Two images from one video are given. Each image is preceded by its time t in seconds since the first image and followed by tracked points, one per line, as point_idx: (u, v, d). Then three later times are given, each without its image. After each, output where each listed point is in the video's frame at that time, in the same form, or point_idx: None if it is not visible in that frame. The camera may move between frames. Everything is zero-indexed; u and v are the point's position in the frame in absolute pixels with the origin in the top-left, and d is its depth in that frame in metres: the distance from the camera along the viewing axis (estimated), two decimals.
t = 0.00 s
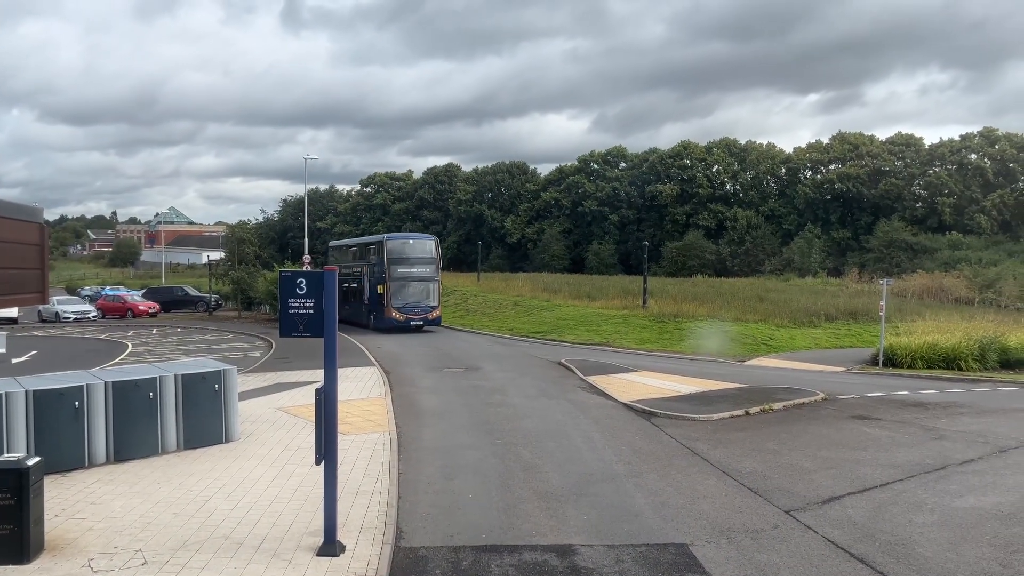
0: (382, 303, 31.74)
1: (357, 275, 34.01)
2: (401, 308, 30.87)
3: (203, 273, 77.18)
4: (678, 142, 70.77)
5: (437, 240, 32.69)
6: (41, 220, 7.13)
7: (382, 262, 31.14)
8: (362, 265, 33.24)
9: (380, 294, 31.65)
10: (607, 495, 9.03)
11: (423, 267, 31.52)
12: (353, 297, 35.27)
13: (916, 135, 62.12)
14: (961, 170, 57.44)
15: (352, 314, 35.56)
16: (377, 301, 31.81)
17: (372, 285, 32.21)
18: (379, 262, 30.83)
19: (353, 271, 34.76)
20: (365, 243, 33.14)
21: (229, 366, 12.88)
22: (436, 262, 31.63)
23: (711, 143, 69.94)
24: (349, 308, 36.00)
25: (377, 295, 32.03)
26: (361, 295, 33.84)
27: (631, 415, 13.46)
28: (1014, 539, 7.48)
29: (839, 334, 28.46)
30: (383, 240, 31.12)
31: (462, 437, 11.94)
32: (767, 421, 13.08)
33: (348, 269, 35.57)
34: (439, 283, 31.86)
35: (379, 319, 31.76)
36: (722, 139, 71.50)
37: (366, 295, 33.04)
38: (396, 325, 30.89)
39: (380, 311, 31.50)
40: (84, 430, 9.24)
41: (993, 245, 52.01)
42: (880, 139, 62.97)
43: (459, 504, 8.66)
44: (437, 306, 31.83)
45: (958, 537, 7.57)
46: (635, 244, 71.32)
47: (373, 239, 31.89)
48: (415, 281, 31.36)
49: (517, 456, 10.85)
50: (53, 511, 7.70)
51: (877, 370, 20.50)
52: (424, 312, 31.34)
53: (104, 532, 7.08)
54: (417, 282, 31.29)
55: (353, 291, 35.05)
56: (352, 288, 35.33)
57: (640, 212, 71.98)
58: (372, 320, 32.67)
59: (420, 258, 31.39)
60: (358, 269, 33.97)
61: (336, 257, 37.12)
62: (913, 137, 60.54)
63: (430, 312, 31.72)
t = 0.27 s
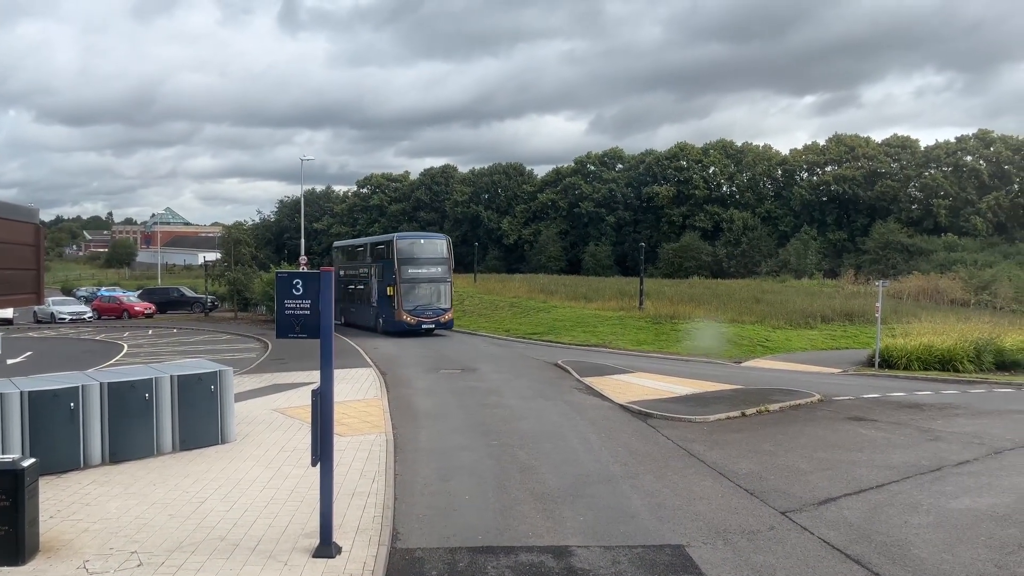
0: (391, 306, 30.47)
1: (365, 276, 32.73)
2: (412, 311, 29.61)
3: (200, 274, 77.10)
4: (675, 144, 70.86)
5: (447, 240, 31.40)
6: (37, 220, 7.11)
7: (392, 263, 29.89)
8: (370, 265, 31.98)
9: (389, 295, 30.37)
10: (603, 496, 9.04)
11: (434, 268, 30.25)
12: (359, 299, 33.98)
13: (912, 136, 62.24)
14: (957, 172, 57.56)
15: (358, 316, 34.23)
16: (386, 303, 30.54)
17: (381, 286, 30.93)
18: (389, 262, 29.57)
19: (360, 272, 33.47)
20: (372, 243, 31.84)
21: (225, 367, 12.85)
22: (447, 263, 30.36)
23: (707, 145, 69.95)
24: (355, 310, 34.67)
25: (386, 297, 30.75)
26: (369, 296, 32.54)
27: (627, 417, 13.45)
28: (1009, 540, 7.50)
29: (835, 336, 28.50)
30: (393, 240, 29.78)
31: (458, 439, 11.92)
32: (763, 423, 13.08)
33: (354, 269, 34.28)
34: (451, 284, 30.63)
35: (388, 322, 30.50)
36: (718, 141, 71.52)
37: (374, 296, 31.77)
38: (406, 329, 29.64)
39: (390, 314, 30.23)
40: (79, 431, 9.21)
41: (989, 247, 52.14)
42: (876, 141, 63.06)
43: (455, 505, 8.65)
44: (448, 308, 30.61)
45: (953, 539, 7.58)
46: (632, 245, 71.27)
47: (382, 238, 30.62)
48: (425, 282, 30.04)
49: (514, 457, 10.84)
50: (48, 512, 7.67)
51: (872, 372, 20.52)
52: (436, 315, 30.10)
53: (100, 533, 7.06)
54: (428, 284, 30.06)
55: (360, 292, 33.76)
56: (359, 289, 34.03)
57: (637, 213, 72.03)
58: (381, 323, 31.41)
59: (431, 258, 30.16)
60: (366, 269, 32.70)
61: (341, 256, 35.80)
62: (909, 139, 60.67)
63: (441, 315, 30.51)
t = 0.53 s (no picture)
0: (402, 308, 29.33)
1: (374, 277, 31.55)
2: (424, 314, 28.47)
3: (195, 275, 76.94)
4: (671, 145, 70.99)
5: (460, 239, 30.16)
6: (31, 221, 7.09)
7: (403, 263, 28.73)
8: (380, 265, 30.79)
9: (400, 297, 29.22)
10: (599, 497, 9.03)
11: (446, 269, 29.05)
12: (367, 300, 32.84)
13: (907, 137, 62.39)
14: (951, 173, 57.71)
15: (365, 318, 33.07)
16: (396, 305, 29.39)
17: (391, 287, 29.75)
18: (401, 263, 28.41)
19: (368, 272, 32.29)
20: (381, 241, 30.55)
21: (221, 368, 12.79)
22: (461, 263, 29.17)
23: (703, 146, 70.03)
24: (361, 311, 33.54)
25: (396, 299, 29.55)
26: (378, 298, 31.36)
27: (623, 417, 13.46)
28: (1004, 540, 7.52)
29: (831, 336, 28.56)
30: (405, 239, 28.55)
31: (454, 439, 11.91)
32: (759, 423, 13.09)
33: (362, 269, 33.07)
34: (464, 286, 29.50)
35: (398, 325, 29.34)
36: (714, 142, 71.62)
37: (383, 298, 30.62)
38: (418, 332, 28.52)
39: (400, 316, 29.09)
40: (74, 432, 9.18)
41: (983, 248, 52.32)
42: (871, 142, 63.21)
43: (451, 506, 8.64)
44: (461, 311, 29.51)
45: (949, 539, 7.60)
46: (628, 245, 71.34)
47: (393, 238, 29.44)
48: (438, 284, 28.86)
49: (510, 457, 10.85)
50: (43, 513, 7.65)
51: (868, 372, 20.57)
52: (449, 317, 29.00)
53: (94, 535, 7.03)
54: (441, 285, 28.92)
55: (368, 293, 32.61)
56: (366, 291, 32.85)
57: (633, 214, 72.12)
58: (390, 326, 30.27)
59: (444, 259, 29.00)
60: (374, 270, 31.52)
61: (348, 256, 34.60)
62: (904, 140, 60.84)
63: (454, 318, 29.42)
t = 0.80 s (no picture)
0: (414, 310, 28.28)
1: (382, 277, 30.50)
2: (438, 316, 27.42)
3: (189, 276, 76.74)
4: (665, 145, 71.10)
5: (473, 238, 29.11)
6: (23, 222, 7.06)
7: (415, 264, 27.67)
8: (389, 266, 29.70)
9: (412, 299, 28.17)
10: (594, 497, 9.04)
11: (460, 269, 27.99)
12: (373, 302, 31.78)
13: (900, 138, 62.59)
14: (945, 173, 57.91)
15: (372, 320, 31.97)
16: (408, 307, 28.33)
17: (401, 289, 28.70)
18: (413, 264, 27.35)
19: (376, 273, 31.19)
20: (391, 241, 29.47)
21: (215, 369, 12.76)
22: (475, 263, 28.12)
23: (698, 147, 70.11)
24: (367, 313, 32.53)
25: (407, 300, 28.49)
26: (387, 299, 30.26)
27: (617, 418, 13.47)
28: (998, 539, 7.55)
29: (825, 336, 28.64)
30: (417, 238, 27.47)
31: (449, 440, 11.91)
32: (753, 423, 13.12)
33: (369, 270, 31.98)
34: (478, 287, 28.49)
35: (409, 328, 28.31)
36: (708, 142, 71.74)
37: (394, 299, 29.57)
38: (432, 335, 27.51)
39: (413, 319, 28.07)
40: (67, 434, 9.14)
41: (977, 248, 52.53)
42: (865, 142, 63.40)
43: (446, 507, 8.63)
44: (475, 312, 28.55)
45: (943, 538, 7.63)
46: (622, 246, 71.44)
47: (404, 237, 28.35)
48: (452, 285, 27.81)
49: (505, 458, 10.85)
50: (36, 516, 7.62)
51: (862, 372, 20.63)
52: (463, 320, 27.98)
53: (88, 537, 7.01)
54: (454, 286, 27.90)
55: (376, 294, 31.53)
56: (374, 292, 31.76)
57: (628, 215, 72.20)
58: (401, 328, 29.22)
59: (457, 259, 27.95)
60: (383, 270, 30.45)
61: (354, 256, 33.48)
62: (897, 140, 61.04)
63: (469, 320, 28.41)
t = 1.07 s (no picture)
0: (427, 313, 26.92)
1: (392, 279, 29.15)
2: (454, 319, 26.04)
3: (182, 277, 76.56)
4: (658, 146, 71.20)
5: (487, 236, 27.74)
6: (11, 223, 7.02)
7: (429, 264, 26.31)
8: (400, 266, 28.32)
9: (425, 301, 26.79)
10: (588, 498, 9.04)
11: (476, 270, 26.66)
12: (382, 304, 30.40)
13: (892, 138, 62.80)
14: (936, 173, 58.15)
15: (380, 323, 30.60)
16: (422, 309, 26.96)
17: (413, 291, 27.35)
18: (427, 264, 25.98)
19: (385, 274, 29.82)
20: (400, 240, 28.11)
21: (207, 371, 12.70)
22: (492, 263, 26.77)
23: (691, 147, 70.10)
24: (374, 316, 31.18)
25: (420, 303, 27.13)
26: (397, 301, 28.88)
27: (611, 418, 13.48)
28: (990, 538, 7.58)
29: (818, 336, 28.72)
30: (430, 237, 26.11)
31: (443, 441, 11.90)
32: (747, 423, 13.14)
33: (377, 271, 30.57)
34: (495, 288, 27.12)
35: (423, 331, 26.96)
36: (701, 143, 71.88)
37: (405, 301, 28.20)
38: (448, 339, 26.16)
39: (427, 322, 26.70)
40: (59, 436, 9.09)
41: (968, 248, 52.74)
42: (857, 143, 63.62)
43: (441, 508, 8.61)
44: (492, 315, 27.20)
45: (934, 536, 7.66)
46: (616, 246, 71.54)
47: (416, 237, 26.98)
48: (467, 286, 26.47)
49: (499, 459, 10.84)
50: (28, 519, 7.57)
51: (855, 372, 20.69)
52: (480, 322, 26.62)
53: (81, 539, 6.98)
54: (469, 287, 26.53)
55: (385, 296, 30.14)
56: (382, 294, 30.38)
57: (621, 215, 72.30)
58: (413, 332, 27.88)
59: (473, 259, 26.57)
60: (392, 271, 29.10)
61: (360, 256, 32.10)
62: (889, 141, 61.23)
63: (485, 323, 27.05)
